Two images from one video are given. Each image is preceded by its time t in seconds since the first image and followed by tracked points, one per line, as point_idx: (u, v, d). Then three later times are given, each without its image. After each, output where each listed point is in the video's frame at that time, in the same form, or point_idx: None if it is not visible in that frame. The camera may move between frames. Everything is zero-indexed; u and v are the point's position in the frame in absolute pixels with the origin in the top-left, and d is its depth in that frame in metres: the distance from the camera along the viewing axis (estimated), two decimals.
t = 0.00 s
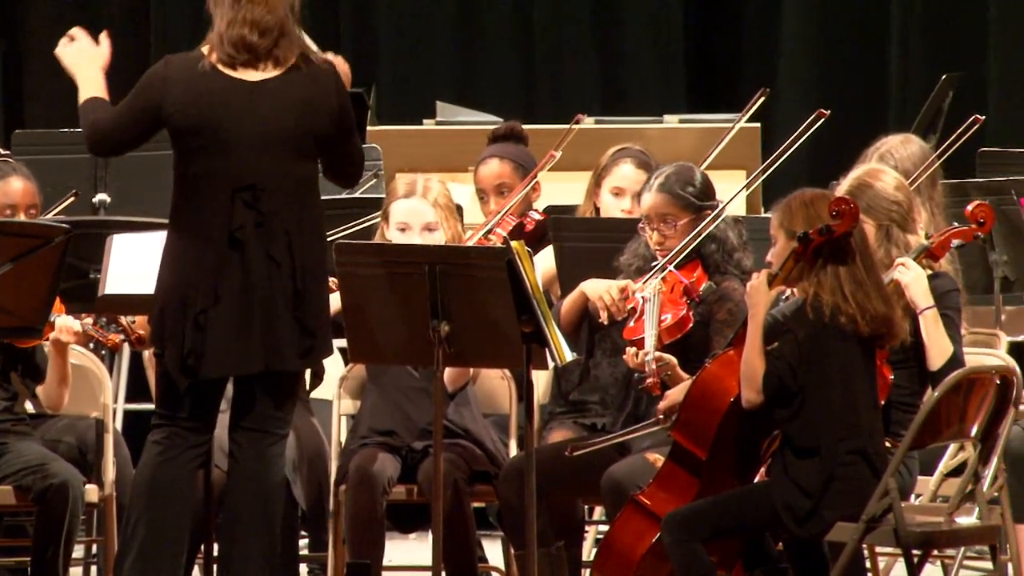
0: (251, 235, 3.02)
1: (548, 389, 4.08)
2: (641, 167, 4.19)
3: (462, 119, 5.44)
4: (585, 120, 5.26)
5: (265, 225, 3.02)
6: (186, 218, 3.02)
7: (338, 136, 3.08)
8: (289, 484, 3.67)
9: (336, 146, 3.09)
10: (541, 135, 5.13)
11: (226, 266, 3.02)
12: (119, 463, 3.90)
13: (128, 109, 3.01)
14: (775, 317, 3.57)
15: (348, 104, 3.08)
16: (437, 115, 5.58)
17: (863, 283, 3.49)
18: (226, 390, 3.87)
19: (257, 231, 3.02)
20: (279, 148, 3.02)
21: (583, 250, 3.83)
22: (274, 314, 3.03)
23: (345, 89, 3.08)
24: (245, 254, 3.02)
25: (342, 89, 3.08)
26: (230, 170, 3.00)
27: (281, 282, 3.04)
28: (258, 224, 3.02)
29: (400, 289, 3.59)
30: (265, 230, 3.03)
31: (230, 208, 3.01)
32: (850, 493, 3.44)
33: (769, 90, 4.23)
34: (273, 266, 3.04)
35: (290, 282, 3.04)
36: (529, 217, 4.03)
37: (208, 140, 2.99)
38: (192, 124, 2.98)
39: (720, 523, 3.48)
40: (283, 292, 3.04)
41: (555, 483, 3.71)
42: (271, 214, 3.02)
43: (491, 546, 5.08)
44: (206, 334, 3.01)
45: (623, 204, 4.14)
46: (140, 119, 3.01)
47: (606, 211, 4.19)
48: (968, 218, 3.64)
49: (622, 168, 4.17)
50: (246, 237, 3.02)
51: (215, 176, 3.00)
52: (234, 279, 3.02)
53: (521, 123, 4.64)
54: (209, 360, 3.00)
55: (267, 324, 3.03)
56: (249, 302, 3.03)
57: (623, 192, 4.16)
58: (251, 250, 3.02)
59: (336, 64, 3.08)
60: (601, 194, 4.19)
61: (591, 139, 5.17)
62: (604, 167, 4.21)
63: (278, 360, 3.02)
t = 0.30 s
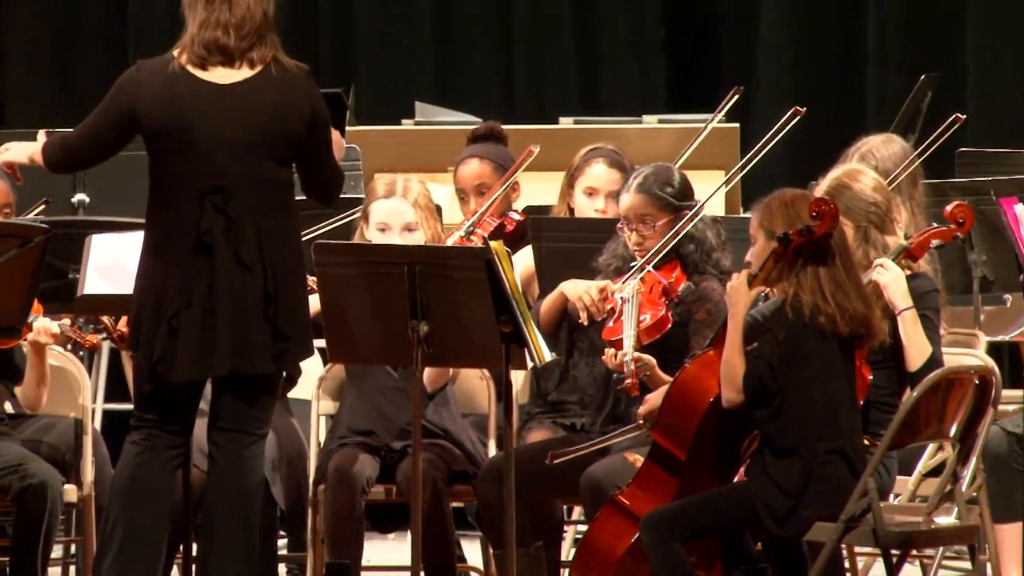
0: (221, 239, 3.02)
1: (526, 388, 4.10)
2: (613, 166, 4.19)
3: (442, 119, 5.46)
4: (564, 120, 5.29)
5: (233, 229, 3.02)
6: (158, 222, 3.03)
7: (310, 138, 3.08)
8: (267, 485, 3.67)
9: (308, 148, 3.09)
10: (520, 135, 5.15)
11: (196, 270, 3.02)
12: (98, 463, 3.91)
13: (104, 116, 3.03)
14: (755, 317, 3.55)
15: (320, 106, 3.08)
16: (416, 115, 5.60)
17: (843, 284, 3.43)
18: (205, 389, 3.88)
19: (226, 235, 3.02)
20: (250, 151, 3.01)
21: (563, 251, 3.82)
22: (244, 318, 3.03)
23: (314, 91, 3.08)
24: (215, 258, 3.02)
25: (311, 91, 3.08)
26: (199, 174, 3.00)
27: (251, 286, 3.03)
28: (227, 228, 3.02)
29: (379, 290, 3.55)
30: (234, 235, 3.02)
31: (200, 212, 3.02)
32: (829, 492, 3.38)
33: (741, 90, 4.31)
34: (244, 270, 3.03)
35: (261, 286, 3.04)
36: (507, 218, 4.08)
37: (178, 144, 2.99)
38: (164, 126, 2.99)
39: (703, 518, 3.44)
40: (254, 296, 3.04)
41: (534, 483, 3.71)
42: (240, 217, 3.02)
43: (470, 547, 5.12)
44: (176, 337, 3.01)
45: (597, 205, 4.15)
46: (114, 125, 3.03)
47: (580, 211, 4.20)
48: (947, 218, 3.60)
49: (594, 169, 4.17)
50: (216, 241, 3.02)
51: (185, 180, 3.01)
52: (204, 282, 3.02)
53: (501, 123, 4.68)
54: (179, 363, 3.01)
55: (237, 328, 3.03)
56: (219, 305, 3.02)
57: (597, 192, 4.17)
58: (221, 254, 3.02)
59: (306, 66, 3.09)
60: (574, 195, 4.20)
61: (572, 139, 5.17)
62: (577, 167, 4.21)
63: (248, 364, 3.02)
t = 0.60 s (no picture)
0: (191, 239, 3.02)
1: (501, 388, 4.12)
2: (585, 167, 4.18)
3: (416, 119, 5.49)
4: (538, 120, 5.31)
5: (204, 229, 3.02)
6: (129, 223, 3.03)
7: (279, 138, 3.08)
8: (243, 486, 3.67)
9: (278, 147, 3.09)
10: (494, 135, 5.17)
11: (166, 271, 3.02)
12: (73, 463, 3.93)
13: (76, 119, 3.03)
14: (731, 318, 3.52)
15: (290, 105, 3.08)
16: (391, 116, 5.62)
17: (818, 284, 3.40)
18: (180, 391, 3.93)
19: (196, 235, 3.02)
20: (220, 150, 3.01)
21: (537, 250, 3.84)
22: (215, 318, 3.03)
23: (285, 91, 3.08)
24: (185, 259, 3.02)
25: (281, 91, 3.08)
26: (169, 174, 3.00)
27: (221, 286, 3.03)
28: (198, 228, 3.02)
29: (355, 290, 3.49)
30: (205, 234, 3.02)
31: (171, 212, 3.01)
32: (804, 493, 3.33)
33: (711, 87, 4.32)
34: (214, 270, 3.03)
35: (230, 286, 3.04)
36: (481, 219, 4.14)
37: (148, 144, 2.99)
38: (132, 126, 2.98)
39: (677, 518, 3.40)
40: (224, 296, 3.04)
41: (509, 484, 3.70)
42: (210, 216, 3.02)
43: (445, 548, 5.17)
44: (146, 338, 3.01)
45: (569, 206, 4.15)
46: (86, 127, 3.03)
47: (552, 212, 4.20)
48: (923, 218, 3.59)
49: (566, 169, 4.16)
50: (186, 241, 3.02)
51: (155, 179, 3.01)
52: (174, 282, 3.02)
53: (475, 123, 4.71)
54: (149, 364, 3.00)
55: (207, 328, 3.02)
56: (190, 306, 3.02)
57: (568, 193, 4.17)
58: (191, 254, 3.02)
59: (275, 65, 3.09)
60: (547, 196, 4.20)
61: (546, 139, 5.19)
62: (548, 168, 4.20)
63: (220, 364, 3.02)
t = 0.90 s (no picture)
0: (168, 236, 3.02)
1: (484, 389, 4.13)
2: (568, 167, 4.18)
3: (398, 119, 5.51)
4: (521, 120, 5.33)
5: (181, 226, 3.02)
6: (108, 222, 3.04)
7: (256, 136, 3.08)
8: (226, 486, 3.67)
9: (256, 145, 3.09)
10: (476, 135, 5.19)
11: (143, 269, 3.02)
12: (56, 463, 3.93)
13: (55, 119, 3.03)
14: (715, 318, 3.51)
15: (267, 105, 3.08)
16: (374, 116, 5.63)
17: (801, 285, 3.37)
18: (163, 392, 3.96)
19: (173, 232, 3.02)
20: (197, 147, 3.01)
21: (520, 250, 3.84)
22: (191, 315, 3.03)
23: (263, 90, 3.09)
24: (162, 256, 3.02)
25: (259, 90, 3.08)
26: (145, 172, 3.00)
27: (198, 284, 3.03)
28: (174, 225, 3.02)
29: (338, 290, 3.47)
30: (182, 231, 3.02)
31: (147, 209, 3.01)
32: (787, 492, 3.31)
33: (694, 87, 4.33)
34: (191, 269, 3.03)
35: (207, 283, 3.03)
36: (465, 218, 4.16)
37: (126, 141, 3.00)
38: (110, 124, 2.99)
39: (659, 518, 3.37)
40: (200, 293, 3.03)
41: (491, 483, 3.69)
42: (187, 214, 3.02)
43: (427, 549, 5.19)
44: (123, 336, 3.01)
45: (552, 206, 4.16)
46: (64, 126, 3.03)
47: (535, 212, 4.21)
48: (905, 219, 3.59)
49: (548, 170, 4.16)
50: (163, 238, 3.01)
51: (131, 177, 3.01)
52: (151, 280, 3.02)
53: (457, 124, 4.72)
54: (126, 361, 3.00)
55: (184, 326, 3.03)
56: (167, 303, 3.02)
57: (551, 193, 4.17)
58: (168, 251, 3.02)
59: (255, 65, 3.09)
60: (529, 196, 4.21)
61: (528, 139, 5.20)
62: (531, 169, 4.21)
63: (197, 362, 3.02)
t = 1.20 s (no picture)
0: (144, 238, 3.02)
1: (469, 389, 4.15)
2: (553, 167, 4.18)
3: (382, 119, 5.52)
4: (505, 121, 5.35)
5: (157, 228, 3.02)
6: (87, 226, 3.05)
7: (233, 137, 3.07)
8: (210, 486, 3.67)
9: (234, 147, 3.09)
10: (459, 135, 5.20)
11: (121, 273, 3.02)
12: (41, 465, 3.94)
13: (34, 124, 3.04)
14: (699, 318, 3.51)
15: (243, 107, 3.07)
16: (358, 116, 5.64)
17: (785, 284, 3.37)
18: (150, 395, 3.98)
19: (149, 234, 3.02)
20: (172, 148, 3.01)
21: (505, 250, 3.84)
22: (168, 318, 3.03)
23: (240, 93, 3.08)
24: (139, 259, 3.02)
25: (236, 92, 3.07)
26: (121, 175, 3.00)
27: (174, 286, 3.03)
28: (150, 226, 3.02)
29: (323, 290, 3.45)
30: (158, 233, 3.02)
31: (123, 212, 3.02)
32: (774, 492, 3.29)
33: (679, 87, 4.32)
34: (168, 271, 3.03)
35: (184, 285, 3.03)
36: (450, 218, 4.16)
37: (102, 144, 3.00)
38: (85, 126, 3.00)
39: (644, 519, 3.35)
40: (177, 297, 3.04)
41: (475, 485, 3.69)
42: (163, 216, 3.02)
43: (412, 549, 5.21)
44: (102, 338, 3.01)
45: (538, 207, 4.16)
46: (43, 131, 3.04)
47: (521, 212, 4.21)
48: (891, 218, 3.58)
49: (534, 170, 4.16)
50: (139, 241, 3.02)
51: (107, 180, 3.02)
52: (128, 284, 3.02)
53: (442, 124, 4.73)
54: (104, 364, 3.01)
55: (162, 329, 3.03)
56: (144, 306, 3.02)
57: (537, 194, 4.17)
58: (145, 253, 3.02)
59: (233, 67, 3.08)
60: (515, 196, 4.21)
61: (511, 139, 5.22)
62: (517, 169, 4.21)
63: (175, 365, 3.03)
